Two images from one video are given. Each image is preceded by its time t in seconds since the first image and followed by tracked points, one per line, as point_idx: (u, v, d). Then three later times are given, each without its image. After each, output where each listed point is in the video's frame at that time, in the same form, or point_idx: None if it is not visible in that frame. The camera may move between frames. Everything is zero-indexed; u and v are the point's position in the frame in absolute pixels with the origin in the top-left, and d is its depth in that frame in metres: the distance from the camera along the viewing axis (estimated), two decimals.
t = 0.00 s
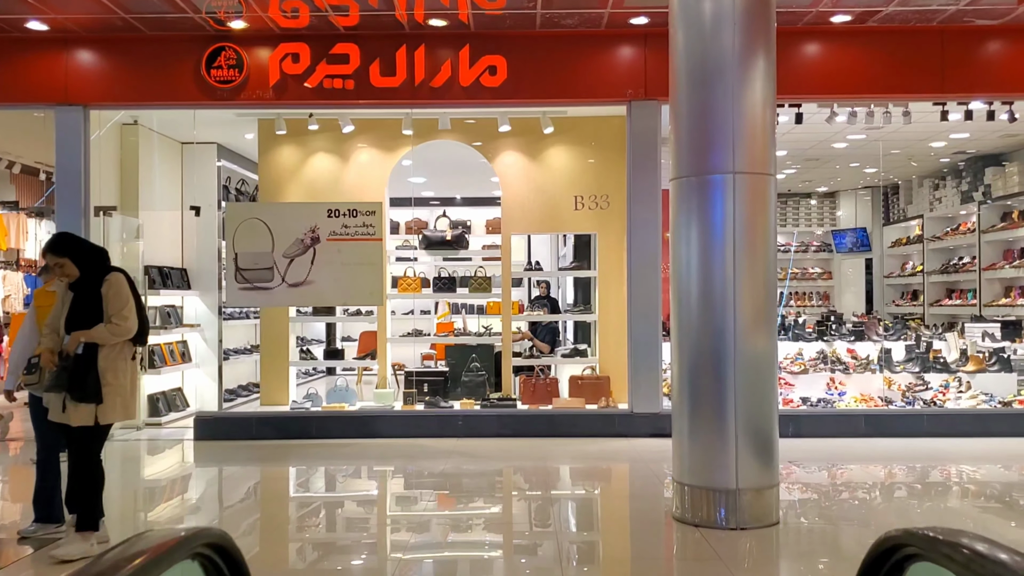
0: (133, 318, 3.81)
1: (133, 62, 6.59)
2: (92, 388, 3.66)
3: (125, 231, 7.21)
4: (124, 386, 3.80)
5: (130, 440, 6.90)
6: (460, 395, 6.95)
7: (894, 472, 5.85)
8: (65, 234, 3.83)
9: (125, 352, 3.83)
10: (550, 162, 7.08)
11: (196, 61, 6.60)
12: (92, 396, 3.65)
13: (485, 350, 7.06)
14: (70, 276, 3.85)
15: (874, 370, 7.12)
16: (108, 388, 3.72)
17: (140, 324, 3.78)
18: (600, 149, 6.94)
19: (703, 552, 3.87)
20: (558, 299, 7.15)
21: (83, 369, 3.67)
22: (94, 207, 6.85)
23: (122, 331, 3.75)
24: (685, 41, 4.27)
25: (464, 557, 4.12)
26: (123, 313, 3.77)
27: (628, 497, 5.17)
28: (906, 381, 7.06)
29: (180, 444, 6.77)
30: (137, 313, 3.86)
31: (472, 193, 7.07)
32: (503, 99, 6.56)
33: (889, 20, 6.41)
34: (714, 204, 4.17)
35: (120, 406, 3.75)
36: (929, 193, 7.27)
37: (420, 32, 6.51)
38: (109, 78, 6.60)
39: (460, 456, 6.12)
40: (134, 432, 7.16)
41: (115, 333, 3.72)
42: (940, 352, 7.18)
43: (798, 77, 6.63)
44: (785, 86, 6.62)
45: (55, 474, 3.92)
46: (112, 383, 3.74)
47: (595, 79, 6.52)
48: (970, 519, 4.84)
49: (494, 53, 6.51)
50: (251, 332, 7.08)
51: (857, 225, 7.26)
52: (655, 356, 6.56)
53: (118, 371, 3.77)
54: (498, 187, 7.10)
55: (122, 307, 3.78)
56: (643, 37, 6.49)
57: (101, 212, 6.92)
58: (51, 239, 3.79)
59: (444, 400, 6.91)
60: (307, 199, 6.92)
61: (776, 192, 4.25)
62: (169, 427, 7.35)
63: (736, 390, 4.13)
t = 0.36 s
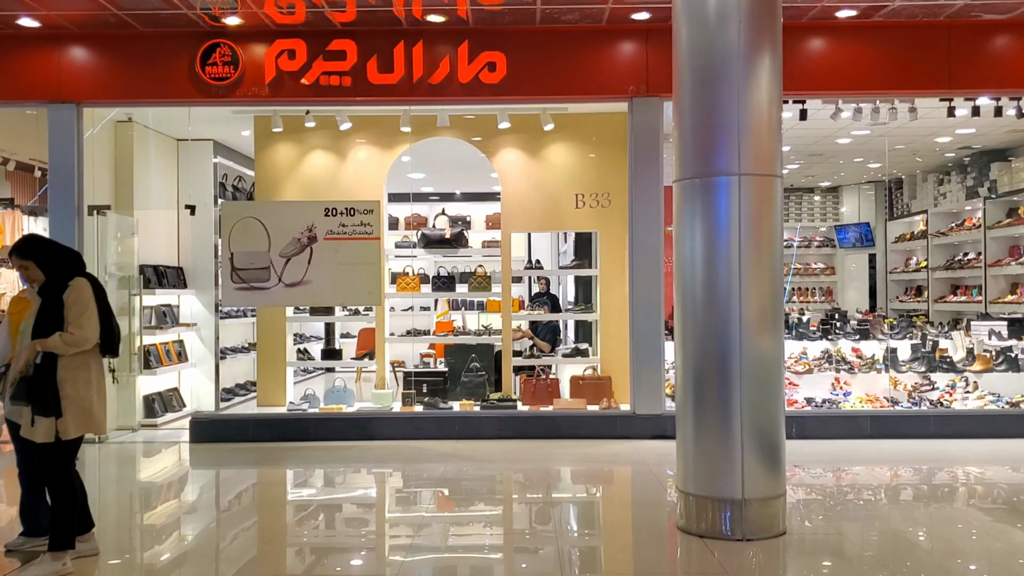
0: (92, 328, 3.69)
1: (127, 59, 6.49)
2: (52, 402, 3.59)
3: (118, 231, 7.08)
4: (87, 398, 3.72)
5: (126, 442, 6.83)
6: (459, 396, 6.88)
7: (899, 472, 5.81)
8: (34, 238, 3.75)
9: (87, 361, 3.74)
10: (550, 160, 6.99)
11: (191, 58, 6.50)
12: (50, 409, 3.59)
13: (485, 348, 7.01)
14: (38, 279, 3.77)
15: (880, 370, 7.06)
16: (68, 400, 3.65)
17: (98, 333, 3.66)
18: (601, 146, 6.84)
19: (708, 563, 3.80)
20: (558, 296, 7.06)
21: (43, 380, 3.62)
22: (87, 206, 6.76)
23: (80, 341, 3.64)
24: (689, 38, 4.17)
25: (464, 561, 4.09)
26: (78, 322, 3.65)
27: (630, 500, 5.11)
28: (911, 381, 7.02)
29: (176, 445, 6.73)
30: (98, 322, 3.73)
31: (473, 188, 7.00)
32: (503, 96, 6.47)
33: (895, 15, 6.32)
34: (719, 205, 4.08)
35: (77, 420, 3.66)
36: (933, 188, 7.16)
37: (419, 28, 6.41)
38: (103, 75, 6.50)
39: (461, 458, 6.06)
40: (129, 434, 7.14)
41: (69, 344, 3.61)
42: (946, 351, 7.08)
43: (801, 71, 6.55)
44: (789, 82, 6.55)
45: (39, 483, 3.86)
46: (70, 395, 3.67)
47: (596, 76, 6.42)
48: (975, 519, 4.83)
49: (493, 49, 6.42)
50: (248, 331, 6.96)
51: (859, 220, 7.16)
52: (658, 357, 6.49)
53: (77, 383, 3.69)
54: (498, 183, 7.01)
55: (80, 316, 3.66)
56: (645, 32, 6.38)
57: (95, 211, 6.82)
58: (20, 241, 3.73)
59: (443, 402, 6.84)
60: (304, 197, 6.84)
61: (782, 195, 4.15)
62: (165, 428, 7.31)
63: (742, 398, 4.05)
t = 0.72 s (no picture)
0: (49, 336, 3.64)
1: (121, 54, 6.38)
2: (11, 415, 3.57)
3: (111, 230, 6.92)
4: (48, 410, 3.69)
5: (121, 443, 6.73)
6: (459, 397, 6.79)
7: (906, 474, 5.73)
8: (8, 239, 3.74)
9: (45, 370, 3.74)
10: (551, 157, 6.88)
11: (185, 54, 6.39)
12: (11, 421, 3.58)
13: (485, 347, 6.92)
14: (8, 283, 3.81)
15: (886, 370, 6.95)
16: (28, 412, 3.64)
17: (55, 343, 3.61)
18: (603, 144, 6.78)
19: (713, 572, 3.71)
20: (559, 294, 6.96)
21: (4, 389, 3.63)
22: (81, 204, 6.64)
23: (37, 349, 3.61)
24: (694, 33, 4.06)
25: (464, 563, 4.04)
26: (34, 330, 3.60)
27: (632, 502, 5.02)
28: (918, 381, 6.91)
29: (172, 445, 6.64)
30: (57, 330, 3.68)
31: (474, 184, 6.90)
32: (502, 92, 6.35)
33: (902, 9, 6.22)
34: (724, 205, 3.98)
35: (40, 433, 3.64)
36: (939, 184, 7.04)
37: (416, 23, 6.29)
38: (97, 71, 6.40)
39: (460, 461, 5.97)
40: (125, 434, 6.99)
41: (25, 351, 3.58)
42: (953, 350, 7.01)
43: (808, 65, 6.44)
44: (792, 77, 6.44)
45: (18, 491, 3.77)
46: (31, 408, 3.65)
47: (597, 71, 6.31)
48: (981, 519, 4.76)
49: (492, 44, 6.31)
50: (245, 329, 7.02)
51: (865, 216, 7.08)
52: (660, 357, 6.40)
53: (37, 395, 3.68)
54: (498, 178, 6.90)
55: (36, 322, 3.61)
56: (647, 26, 6.27)
57: (89, 209, 6.69)
58: None
59: (442, 403, 6.74)
60: (301, 194, 6.74)
61: (789, 195, 4.05)
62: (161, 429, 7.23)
63: (748, 404, 3.95)
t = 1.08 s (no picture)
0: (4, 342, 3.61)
1: (114, 47, 6.26)
2: None
3: (103, 226, 6.80)
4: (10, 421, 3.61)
5: (116, 443, 6.63)
6: (459, 395, 6.68)
7: (914, 473, 5.61)
8: None
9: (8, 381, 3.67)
10: (552, 151, 6.74)
11: (179, 47, 6.26)
12: None
13: (486, 346, 6.80)
14: None
15: (894, 368, 6.84)
16: None
17: (11, 348, 3.57)
18: (605, 137, 6.66)
19: None
20: (560, 291, 6.86)
21: None
22: (73, 200, 6.52)
23: None
24: (700, 23, 3.93)
25: (463, 565, 3.94)
26: None
27: (635, 501, 4.93)
28: (926, 379, 6.79)
29: (168, 445, 6.54)
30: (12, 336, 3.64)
31: (475, 178, 6.82)
32: (501, 85, 6.22)
33: None
34: (731, 200, 3.85)
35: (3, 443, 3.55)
36: (947, 177, 6.91)
37: (415, 14, 6.16)
38: (90, 64, 6.27)
39: (460, 461, 5.85)
40: (120, 433, 6.89)
41: None
42: (962, 348, 6.88)
43: (815, 57, 6.31)
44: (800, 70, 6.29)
45: None
46: None
47: (599, 63, 6.17)
48: (996, 521, 4.63)
49: (492, 36, 6.17)
50: (243, 326, 6.94)
51: (871, 210, 6.95)
52: (664, 355, 6.27)
53: None
54: (498, 173, 6.80)
55: None
56: (651, 17, 6.13)
57: (81, 205, 6.56)
58: None
59: (441, 402, 6.63)
60: (298, 188, 6.71)
61: (798, 192, 3.92)
62: (156, 428, 7.13)
63: (755, 407, 3.83)
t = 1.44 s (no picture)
0: None
1: (103, 37, 6.12)
2: None
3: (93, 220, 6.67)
4: None
5: (108, 441, 6.51)
6: (456, 392, 6.56)
7: (919, 471, 5.50)
8: None
9: None
10: (551, 143, 6.62)
11: (168, 37, 6.13)
12: None
13: (483, 342, 6.69)
14: None
15: (899, 364, 6.70)
16: None
17: None
18: (604, 130, 6.54)
19: None
20: (558, 287, 6.71)
21: None
22: (61, 193, 6.38)
23: None
24: (702, 10, 3.80)
25: (461, 566, 3.83)
26: None
27: (635, 500, 4.82)
28: (932, 375, 6.66)
29: (161, 443, 6.42)
30: None
31: (473, 172, 6.67)
32: (498, 75, 6.09)
33: None
34: (734, 193, 3.73)
35: None
36: (951, 170, 6.83)
37: (410, 2, 6.02)
38: (79, 55, 6.14)
39: (456, 460, 5.74)
40: (111, 432, 6.76)
41: None
42: (967, 343, 6.77)
43: (819, 47, 6.18)
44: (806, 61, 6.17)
45: None
46: None
47: (598, 53, 6.04)
48: (1005, 520, 4.52)
49: (489, 25, 6.04)
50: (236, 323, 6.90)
51: (873, 203, 6.83)
52: (665, 351, 6.16)
53: None
54: (495, 165, 6.66)
55: None
56: (651, 6, 6.00)
57: (69, 198, 6.43)
58: None
59: (438, 399, 6.52)
60: (291, 181, 6.60)
61: (803, 184, 3.80)
62: (148, 425, 6.99)
63: (759, 405, 3.72)
